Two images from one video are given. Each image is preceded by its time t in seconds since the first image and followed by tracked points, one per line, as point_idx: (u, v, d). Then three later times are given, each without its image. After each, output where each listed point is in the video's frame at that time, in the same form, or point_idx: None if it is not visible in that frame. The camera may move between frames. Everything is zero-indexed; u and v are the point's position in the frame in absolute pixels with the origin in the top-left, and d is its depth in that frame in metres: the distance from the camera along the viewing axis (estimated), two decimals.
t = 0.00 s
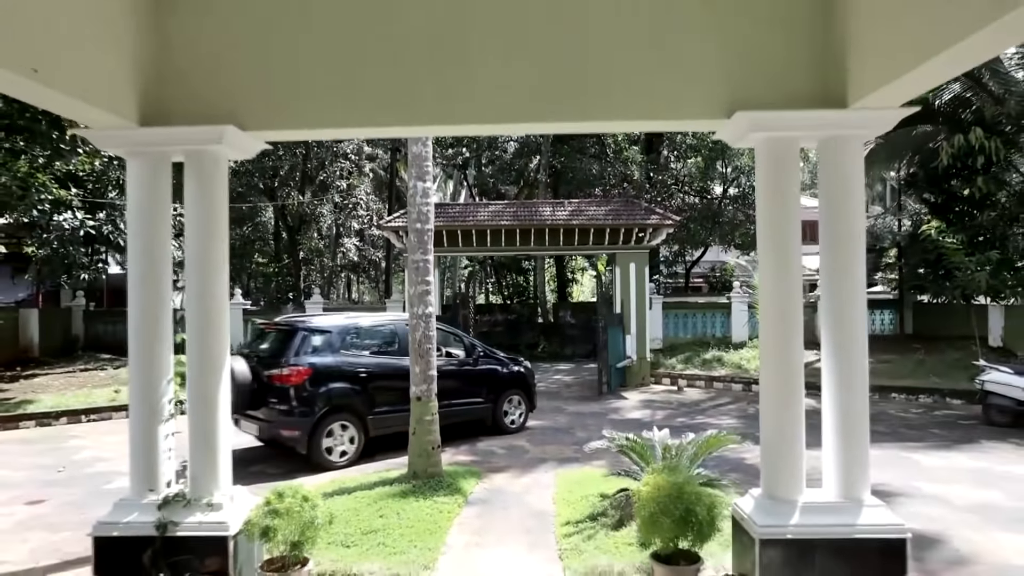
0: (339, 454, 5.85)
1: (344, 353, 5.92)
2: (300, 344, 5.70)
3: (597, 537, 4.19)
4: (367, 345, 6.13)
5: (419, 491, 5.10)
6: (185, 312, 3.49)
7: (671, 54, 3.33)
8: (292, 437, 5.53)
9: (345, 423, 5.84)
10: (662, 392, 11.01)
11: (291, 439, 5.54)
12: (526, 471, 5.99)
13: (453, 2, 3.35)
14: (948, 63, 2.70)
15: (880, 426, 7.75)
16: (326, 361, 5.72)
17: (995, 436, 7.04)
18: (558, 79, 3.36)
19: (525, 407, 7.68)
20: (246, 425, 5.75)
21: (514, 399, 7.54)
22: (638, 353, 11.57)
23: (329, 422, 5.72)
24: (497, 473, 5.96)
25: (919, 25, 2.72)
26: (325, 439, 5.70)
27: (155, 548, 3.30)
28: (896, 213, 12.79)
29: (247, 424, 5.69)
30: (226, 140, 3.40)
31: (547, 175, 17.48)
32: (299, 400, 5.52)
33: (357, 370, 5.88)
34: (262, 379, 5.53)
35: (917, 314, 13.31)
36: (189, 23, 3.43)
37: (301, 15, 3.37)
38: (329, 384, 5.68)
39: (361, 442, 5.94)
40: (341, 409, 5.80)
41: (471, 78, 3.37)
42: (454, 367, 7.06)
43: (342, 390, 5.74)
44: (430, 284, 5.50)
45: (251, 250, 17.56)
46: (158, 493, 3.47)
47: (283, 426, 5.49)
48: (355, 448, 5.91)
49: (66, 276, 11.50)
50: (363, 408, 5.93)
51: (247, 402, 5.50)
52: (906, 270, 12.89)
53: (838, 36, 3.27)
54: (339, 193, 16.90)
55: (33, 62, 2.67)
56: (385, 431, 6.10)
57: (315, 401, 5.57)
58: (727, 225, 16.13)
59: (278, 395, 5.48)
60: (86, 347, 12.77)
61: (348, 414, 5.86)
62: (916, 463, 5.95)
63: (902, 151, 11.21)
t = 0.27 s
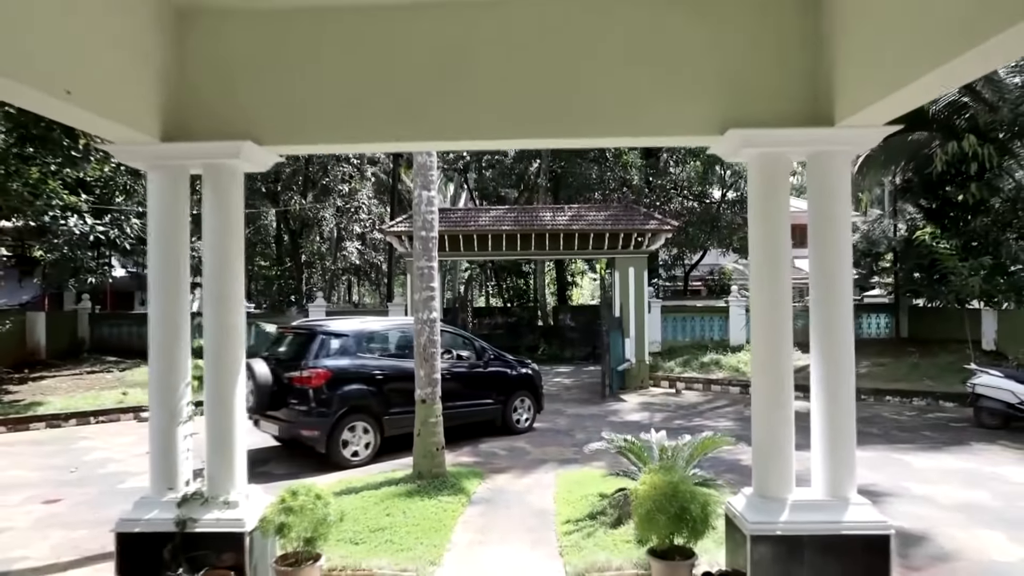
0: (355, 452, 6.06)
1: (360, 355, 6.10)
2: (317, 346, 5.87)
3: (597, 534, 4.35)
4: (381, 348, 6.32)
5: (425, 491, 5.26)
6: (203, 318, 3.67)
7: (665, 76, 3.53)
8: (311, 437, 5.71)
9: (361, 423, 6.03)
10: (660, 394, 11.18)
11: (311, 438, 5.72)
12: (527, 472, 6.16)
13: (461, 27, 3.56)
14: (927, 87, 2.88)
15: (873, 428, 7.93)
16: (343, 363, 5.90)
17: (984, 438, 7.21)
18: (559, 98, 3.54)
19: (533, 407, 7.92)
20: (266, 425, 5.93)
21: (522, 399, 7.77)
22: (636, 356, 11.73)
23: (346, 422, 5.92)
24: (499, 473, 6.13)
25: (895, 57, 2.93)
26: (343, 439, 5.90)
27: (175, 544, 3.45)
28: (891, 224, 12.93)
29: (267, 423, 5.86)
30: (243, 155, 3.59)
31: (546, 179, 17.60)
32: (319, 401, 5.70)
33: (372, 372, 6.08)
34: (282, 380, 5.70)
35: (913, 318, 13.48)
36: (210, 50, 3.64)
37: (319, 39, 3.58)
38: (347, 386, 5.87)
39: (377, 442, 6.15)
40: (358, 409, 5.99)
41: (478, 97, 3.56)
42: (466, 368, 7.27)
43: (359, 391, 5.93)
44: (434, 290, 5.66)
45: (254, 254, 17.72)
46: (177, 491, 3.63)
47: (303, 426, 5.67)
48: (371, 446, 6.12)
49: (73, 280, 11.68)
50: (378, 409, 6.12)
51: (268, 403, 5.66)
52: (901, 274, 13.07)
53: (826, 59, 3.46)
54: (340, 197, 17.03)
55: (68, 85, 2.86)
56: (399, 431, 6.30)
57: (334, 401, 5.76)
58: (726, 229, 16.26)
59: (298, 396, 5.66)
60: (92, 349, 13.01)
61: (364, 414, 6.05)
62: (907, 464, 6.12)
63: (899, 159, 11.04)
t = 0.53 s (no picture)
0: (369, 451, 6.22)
1: (373, 357, 6.27)
2: (331, 349, 6.03)
3: (597, 531, 4.49)
4: (393, 349, 6.47)
5: (429, 489, 5.40)
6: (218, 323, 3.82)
7: (666, 89, 3.68)
8: (328, 436, 5.87)
9: (375, 422, 6.19)
10: (659, 395, 11.33)
11: (327, 437, 5.88)
12: (528, 471, 6.30)
13: (468, 44, 3.73)
14: (913, 103, 3.02)
15: (868, 428, 8.07)
16: (357, 365, 6.05)
17: (976, 438, 7.36)
18: (561, 112, 3.70)
19: (540, 407, 8.10)
20: (282, 424, 6.06)
21: (528, 399, 7.93)
22: (636, 357, 11.88)
23: (361, 421, 6.08)
24: (501, 472, 6.27)
25: (885, 74, 3.05)
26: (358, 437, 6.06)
27: (191, 540, 3.60)
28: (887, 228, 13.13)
29: (283, 423, 6.00)
30: (257, 166, 3.75)
31: (547, 181, 17.72)
32: (335, 401, 5.85)
33: (385, 373, 6.23)
34: (299, 381, 5.84)
35: (909, 319, 13.62)
36: (226, 66, 3.81)
37: (334, 56, 3.76)
38: (362, 387, 6.03)
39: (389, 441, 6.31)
40: (371, 409, 6.15)
41: (484, 111, 3.72)
42: (474, 368, 7.44)
43: (372, 391, 6.09)
44: (438, 294, 5.80)
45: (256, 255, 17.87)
46: (193, 489, 3.78)
47: (320, 425, 5.82)
48: (385, 445, 6.29)
49: (80, 281, 11.84)
50: (391, 409, 6.28)
51: (285, 403, 5.81)
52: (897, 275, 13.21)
53: (818, 76, 3.62)
54: (342, 199, 17.16)
55: (93, 103, 3.04)
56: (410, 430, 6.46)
57: (350, 401, 5.92)
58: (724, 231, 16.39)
59: (314, 396, 5.80)
60: (98, 350, 13.16)
61: (377, 413, 6.21)
62: (899, 464, 6.27)
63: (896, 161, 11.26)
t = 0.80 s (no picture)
0: (382, 444, 6.42)
1: (386, 353, 6.42)
2: (346, 346, 6.18)
3: (596, 523, 4.64)
4: (406, 346, 6.62)
5: (433, 483, 5.55)
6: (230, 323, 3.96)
7: (665, 96, 3.84)
8: (343, 430, 6.05)
9: (388, 416, 6.37)
10: (658, 392, 11.47)
11: (342, 431, 6.06)
12: (529, 466, 6.45)
13: (473, 53, 3.88)
14: (901, 110, 3.15)
15: (862, 424, 8.22)
16: (371, 361, 6.20)
17: (968, 434, 7.51)
18: (562, 119, 3.85)
19: (546, 402, 8.29)
20: (298, 418, 6.25)
21: (535, 395, 8.11)
22: (635, 355, 12.01)
23: (375, 416, 6.25)
24: (502, 467, 6.42)
25: (870, 82, 3.21)
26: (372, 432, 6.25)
27: (206, 531, 3.74)
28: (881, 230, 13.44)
29: (299, 417, 6.19)
30: (268, 171, 3.89)
31: (547, 180, 17.84)
32: (350, 397, 6.01)
33: (398, 369, 6.39)
34: (315, 378, 6.00)
35: (905, 317, 13.77)
36: (237, 75, 3.96)
37: (344, 64, 3.91)
38: (375, 383, 6.19)
39: (402, 435, 6.50)
40: (385, 404, 6.32)
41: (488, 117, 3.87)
42: (481, 365, 7.58)
43: (386, 387, 6.25)
44: (441, 294, 5.94)
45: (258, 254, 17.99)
46: (208, 482, 3.93)
47: (335, 420, 6.00)
48: (398, 438, 6.48)
49: (87, 280, 12.00)
50: (403, 403, 6.46)
51: (301, 399, 5.93)
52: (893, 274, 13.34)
53: (809, 85, 3.78)
54: (344, 198, 17.29)
55: (115, 113, 3.20)
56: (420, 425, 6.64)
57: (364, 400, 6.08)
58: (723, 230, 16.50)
59: (330, 392, 5.96)
60: (103, 348, 13.29)
61: (390, 408, 6.39)
62: (890, 459, 6.42)
63: (892, 159, 11.49)
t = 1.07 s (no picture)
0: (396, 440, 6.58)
1: (398, 351, 6.60)
2: (359, 344, 6.36)
3: (595, 516, 4.78)
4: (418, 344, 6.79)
5: (435, 478, 5.69)
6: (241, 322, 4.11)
7: (661, 103, 3.98)
8: (358, 425, 6.22)
9: (401, 412, 6.54)
10: (656, 391, 11.61)
11: (357, 427, 6.23)
12: (529, 462, 6.59)
13: (476, 61, 4.03)
14: (887, 117, 3.29)
15: (857, 422, 8.36)
16: (385, 359, 6.38)
17: (960, 431, 7.65)
18: (562, 125, 3.99)
19: (552, 399, 8.46)
20: (313, 416, 6.42)
21: (541, 393, 8.27)
22: (634, 355, 12.13)
23: (389, 412, 6.42)
24: (503, 463, 6.56)
25: (856, 91, 3.36)
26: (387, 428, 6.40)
27: (218, 521, 3.88)
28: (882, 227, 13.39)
29: (314, 414, 6.35)
30: (278, 175, 4.03)
31: (547, 181, 17.97)
32: (365, 393, 6.20)
33: (411, 366, 6.56)
34: (331, 375, 6.18)
35: (901, 317, 13.91)
36: (248, 82, 4.10)
37: (352, 71, 4.06)
38: (390, 380, 6.37)
39: (414, 430, 6.66)
40: (398, 401, 6.50)
41: (491, 122, 4.01)
42: (488, 363, 7.74)
43: (399, 384, 6.42)
44: (443, 293, 6.09)
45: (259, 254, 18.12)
46: (219, 475, 4.07)
47: (351, 415, 6.18)
48: (411, 433, 6.64)
49: (92, 279, 12.14)
50: (415, 399, 6.65)
51: (318, 395, 6.17)
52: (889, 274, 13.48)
53: (799, 91, 3.92)
54: (345, 199, 17.41)
55: (135, 120, 3.35)
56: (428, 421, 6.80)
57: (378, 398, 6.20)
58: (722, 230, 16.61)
59: (345, 388, 6.15)
60: (107, 347, 13.39)
61: (404, 404, 6.56)
62: (882, 455, 6.57)
63: (889, 159, 11.62)
